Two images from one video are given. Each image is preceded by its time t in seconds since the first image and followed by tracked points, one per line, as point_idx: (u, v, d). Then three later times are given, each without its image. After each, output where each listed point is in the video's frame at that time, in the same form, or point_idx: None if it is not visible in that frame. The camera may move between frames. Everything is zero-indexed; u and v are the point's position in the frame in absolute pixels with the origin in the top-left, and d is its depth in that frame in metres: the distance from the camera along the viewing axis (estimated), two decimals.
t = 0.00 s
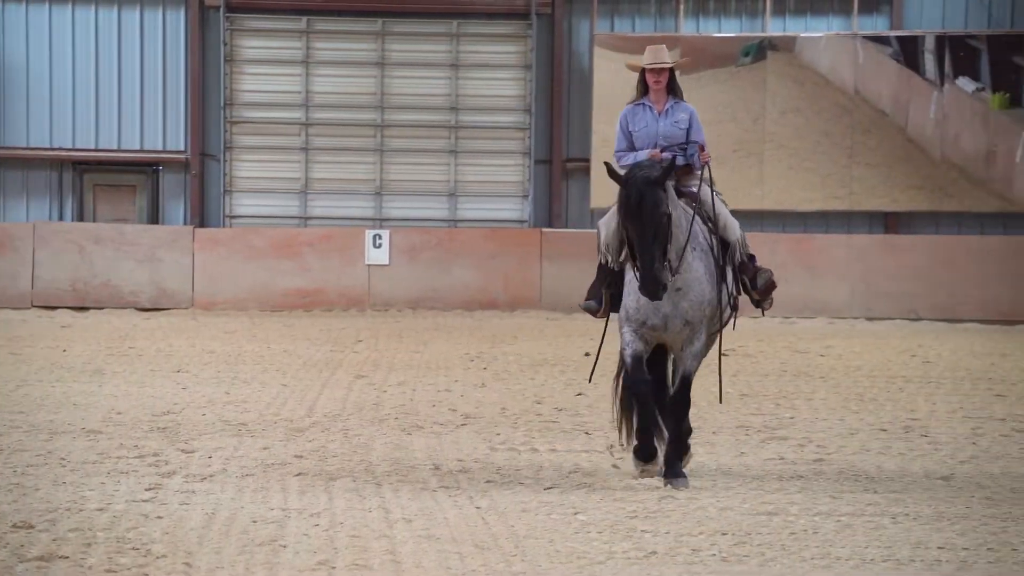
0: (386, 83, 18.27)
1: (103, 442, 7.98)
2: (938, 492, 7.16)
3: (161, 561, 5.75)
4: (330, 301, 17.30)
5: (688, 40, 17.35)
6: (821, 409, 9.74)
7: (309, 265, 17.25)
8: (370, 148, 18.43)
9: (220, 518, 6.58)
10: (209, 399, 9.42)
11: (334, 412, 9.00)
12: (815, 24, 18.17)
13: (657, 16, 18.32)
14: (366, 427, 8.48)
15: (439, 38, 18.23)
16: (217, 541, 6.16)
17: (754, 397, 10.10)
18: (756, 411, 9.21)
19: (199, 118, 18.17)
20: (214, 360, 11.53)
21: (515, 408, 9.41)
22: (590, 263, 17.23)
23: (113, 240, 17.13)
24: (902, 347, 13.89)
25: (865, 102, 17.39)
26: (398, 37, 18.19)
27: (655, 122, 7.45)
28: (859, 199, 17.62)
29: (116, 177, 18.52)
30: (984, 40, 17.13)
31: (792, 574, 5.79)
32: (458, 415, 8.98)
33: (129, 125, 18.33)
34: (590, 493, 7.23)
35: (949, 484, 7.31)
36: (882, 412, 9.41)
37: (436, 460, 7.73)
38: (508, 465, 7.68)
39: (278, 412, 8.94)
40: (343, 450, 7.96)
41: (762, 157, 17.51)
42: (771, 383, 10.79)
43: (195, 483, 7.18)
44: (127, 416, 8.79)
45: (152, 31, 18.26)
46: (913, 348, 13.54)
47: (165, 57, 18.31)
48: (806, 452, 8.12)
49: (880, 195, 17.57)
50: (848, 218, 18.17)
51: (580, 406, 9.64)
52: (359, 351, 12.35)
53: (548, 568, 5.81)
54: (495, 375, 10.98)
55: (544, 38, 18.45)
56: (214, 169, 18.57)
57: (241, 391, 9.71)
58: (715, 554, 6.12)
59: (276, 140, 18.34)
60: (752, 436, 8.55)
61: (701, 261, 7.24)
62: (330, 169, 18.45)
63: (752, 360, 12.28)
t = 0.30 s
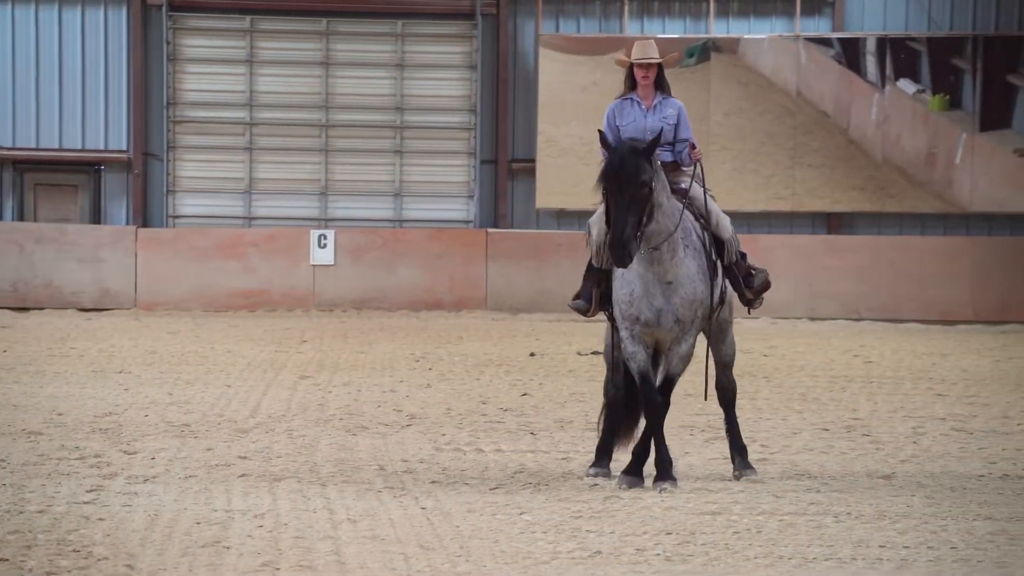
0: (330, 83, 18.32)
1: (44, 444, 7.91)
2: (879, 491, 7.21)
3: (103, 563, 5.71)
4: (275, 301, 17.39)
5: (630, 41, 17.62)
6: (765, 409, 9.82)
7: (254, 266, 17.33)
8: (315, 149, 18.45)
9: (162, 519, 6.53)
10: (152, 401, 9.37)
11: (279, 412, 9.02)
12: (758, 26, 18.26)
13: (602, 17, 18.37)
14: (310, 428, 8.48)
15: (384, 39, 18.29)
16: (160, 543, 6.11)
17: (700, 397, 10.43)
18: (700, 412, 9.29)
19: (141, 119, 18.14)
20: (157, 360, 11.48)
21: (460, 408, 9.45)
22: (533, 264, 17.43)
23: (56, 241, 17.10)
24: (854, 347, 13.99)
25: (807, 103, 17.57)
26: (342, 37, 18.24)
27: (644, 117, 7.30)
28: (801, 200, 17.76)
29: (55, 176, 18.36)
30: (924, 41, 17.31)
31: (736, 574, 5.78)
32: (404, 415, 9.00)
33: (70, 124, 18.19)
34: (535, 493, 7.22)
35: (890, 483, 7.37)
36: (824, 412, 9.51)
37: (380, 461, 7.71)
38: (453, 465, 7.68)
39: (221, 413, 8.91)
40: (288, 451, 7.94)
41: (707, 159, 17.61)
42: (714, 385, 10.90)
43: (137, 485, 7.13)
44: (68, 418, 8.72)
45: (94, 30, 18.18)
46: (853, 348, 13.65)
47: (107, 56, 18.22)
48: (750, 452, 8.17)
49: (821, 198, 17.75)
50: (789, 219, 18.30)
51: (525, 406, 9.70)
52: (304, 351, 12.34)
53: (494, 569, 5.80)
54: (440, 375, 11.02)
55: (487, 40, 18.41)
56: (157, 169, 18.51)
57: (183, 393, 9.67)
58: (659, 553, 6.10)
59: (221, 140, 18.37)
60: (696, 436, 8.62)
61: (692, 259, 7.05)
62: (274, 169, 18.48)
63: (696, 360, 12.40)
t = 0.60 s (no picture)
0: (273, 83, 18.30)
1: None
2: (819, 489, 7.26)
3: (41, 565, 5.64)
4: (216, 301, 17.42)
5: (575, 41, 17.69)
6: (707, 408, 9.95)
7: (195, 266, 17.36)
8: (257, 149, 18.41)
9: (103, 520, 6.47)
10: (93, 402, 9.32)
11: (221, 412, 9.07)
12: (700, 28, 18.36)
13: (545, 17, 18.35)
14: (253, 429, 8.50)
15: (327, 38, 18.27)
16: (99, 545, 6.01)
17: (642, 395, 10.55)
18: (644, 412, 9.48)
19: (81, 119, 18.09)
20: (98, 360, 11.45)
21: (404, 409, 9.52)
22: (476, 264, 17.49)
23: None
24: (806, 347, 14.08)
25: (749, 104, 17.64)
26: (285, 36, 18.22)
27: (633, 119, 7.34)
28: (743, 201, 17.88)
29: None
30: (864, 44, 17.64)
31: (679, 572, 5.71)
32: (347, 416, 9.08)
33: (9, 121, 18.08)
34: (478, 494, 7.18)
35: (831, 482, 7.42)
36: (765, 412, 9.65)
37: (323, 462, 7.71)
38: (397, 466, 7.67)
39: (163, 415, 8.89)
40: (229, 452, 7.93)
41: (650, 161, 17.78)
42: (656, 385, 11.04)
43: (77, 486, 7.07)
44: (7, 419, 8.66)
45: (33, 27, 18.07)
46: (794, 348, 13.82)
47: (46, 52, 18.11)
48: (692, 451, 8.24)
49: (763, 199, 17.86)
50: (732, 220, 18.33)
51: (469, 407, 9.79)
52: (247, 351, 12.37)
53: (438, 568, 5.72)
54: (383, 375, 11.14)
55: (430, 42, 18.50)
56: (97, 169, 18.49)
57: (125, 394, 9.65)
58: (602, 553, 6.02)
59: (161, 138, 18.29)
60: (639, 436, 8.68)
61: (670, 260, 7.00)
62: (216, 168, 18.43)
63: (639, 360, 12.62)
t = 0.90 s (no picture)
0: (214, 83, 18.40)
1: None
2: (761, 488, 7.29)
3: None
4: (158, 301, 17.58)
5: (519, 41, 17.98)
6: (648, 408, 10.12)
7: (137, 266, 17.52)
8: (199, 147, 18.51)
9: (41, 522, 6.35)
10: (34, 403, 9.29)
11: (162, 413, 9.09)
12: (643, 28, 18.56)
13: (488, 16, 18.53)
14: (194, 430, 8.51)
15: (269, 38, 18.40)
16: (37, 547, 5.85)
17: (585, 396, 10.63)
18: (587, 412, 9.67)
19: (19, 117, 18.15)
20: (38, 360, 11.43)
21: (348, 409, 9.60)
22: (420, 264, 17.77)
23: None
24: (754, 347, 14.20)
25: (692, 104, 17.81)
26: (226, 35, 18.32)
27: (620, 120, 7.43)
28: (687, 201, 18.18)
29: None
30: (806, 45, 17.97)
31: (624, 573, 5.46)
32: (289, 417, 9.19)
33: None
34: (422, 494, 7.07)
35: (773, 481, 7.45)
36: (705, 412, 9.83)
37: (266, 463, 7.70)
38: (340, 467, 7.65)
39: (104, 416, 8.88)
40: (171, 453, 7.93)
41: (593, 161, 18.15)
42: (599, 386, 11.18)
43: (15, 488, 7.00)
44: None
45: None
46: (738, 349, 13.97)
47: None
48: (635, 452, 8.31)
49: (705, 199, 18.21)
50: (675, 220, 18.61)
51: (412, 408, 9.85)
52: (189, 352, 12.41)
53: (381, 569, 5.46)
54: (325, 375, 11.32)
55: (373, 39, 18.57)
56: (36, 168, 18.52)
57: (65, 395, 9.64)
58: (546, 553, 5.79)
59: (102, 139, 18.38)
60: (583, 436, 8.74)
61: (661, 260, 7.11)
62: (158, 168, 18.54)
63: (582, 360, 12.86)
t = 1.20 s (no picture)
0: (165, 81, 18.54)
1: None
2: (713, 488, 7.31)
3: None
4: (108, 302, 18.00)
5: (472, 42, 18.53)
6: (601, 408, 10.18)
7: (86, 265, 17.96)
8: (150, 147, 18.62)
9: None
10: None
11: (112, 415, 9.01)
12: (595, 29, 18.91)
13: (441, 17, 18.94)
14: (145, 431, 8.46)
15: (221, 37, 18.57)
16: None
17: (538, 395, 10.67)
18: (540, 411, 9.70)
19: None
20: None
21: (300, 409, 9.61)
22: (372, 264, 18.33)
23: None
24: (708, 347, 14.30)
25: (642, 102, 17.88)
26: (177, 34, 18.50)
27: (615, 120, 7.45)
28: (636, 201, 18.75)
29: None
30: (757, 47, 18.43)
31: (575, 573, 5.28)
32: (242, 417, 9.18)
33: None
34: (376, 495, 7.01)
35: (724, 481, 7.47)
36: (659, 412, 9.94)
37: (217, 463, 7.67)
38: (292, 467, 7.64)
39: (54, 416, 8.82)
40: (121, 454, 7.87)
41: (546, 160, 18.67)
42: (552, 386, 11.26)
43: None
44: None
45: None
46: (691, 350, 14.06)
47: None
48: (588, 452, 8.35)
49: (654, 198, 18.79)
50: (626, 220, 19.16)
51: (365, 408, 9.86)
52: (140, 351, 12.37)
53: (332, 569, 5.33)
54: (278, 375, 11.31)
55: (325, 38, 18.96)
56: None
57: (13, 395, 9.55)
58: (498, 554, 5.63)
59: (53, 138, 18.49)
60: (537, 436, 8.75)
61: (666, 263, 7.10)
62: (109, 168, 18.65)
63: (535, 360, 12.94)
